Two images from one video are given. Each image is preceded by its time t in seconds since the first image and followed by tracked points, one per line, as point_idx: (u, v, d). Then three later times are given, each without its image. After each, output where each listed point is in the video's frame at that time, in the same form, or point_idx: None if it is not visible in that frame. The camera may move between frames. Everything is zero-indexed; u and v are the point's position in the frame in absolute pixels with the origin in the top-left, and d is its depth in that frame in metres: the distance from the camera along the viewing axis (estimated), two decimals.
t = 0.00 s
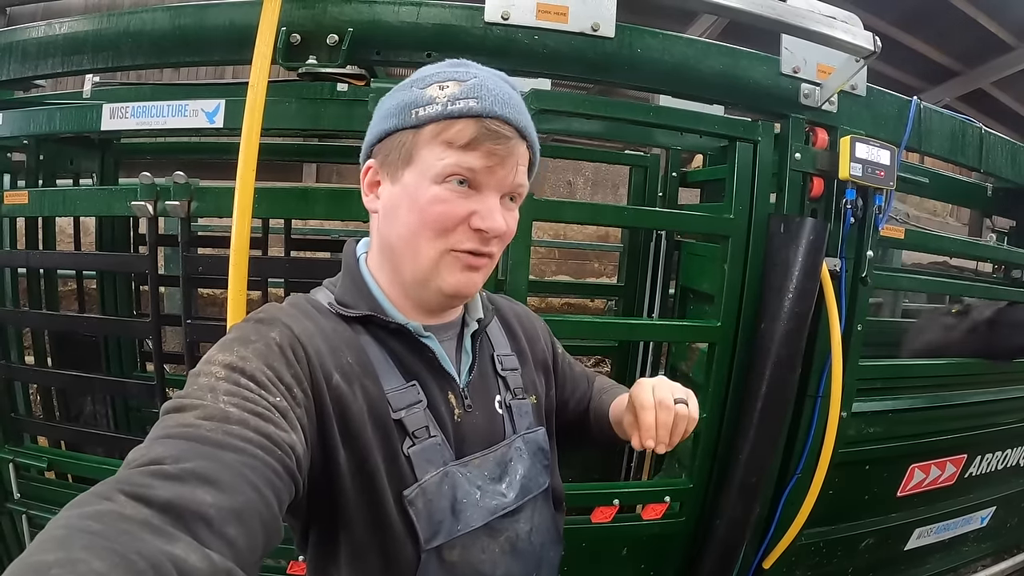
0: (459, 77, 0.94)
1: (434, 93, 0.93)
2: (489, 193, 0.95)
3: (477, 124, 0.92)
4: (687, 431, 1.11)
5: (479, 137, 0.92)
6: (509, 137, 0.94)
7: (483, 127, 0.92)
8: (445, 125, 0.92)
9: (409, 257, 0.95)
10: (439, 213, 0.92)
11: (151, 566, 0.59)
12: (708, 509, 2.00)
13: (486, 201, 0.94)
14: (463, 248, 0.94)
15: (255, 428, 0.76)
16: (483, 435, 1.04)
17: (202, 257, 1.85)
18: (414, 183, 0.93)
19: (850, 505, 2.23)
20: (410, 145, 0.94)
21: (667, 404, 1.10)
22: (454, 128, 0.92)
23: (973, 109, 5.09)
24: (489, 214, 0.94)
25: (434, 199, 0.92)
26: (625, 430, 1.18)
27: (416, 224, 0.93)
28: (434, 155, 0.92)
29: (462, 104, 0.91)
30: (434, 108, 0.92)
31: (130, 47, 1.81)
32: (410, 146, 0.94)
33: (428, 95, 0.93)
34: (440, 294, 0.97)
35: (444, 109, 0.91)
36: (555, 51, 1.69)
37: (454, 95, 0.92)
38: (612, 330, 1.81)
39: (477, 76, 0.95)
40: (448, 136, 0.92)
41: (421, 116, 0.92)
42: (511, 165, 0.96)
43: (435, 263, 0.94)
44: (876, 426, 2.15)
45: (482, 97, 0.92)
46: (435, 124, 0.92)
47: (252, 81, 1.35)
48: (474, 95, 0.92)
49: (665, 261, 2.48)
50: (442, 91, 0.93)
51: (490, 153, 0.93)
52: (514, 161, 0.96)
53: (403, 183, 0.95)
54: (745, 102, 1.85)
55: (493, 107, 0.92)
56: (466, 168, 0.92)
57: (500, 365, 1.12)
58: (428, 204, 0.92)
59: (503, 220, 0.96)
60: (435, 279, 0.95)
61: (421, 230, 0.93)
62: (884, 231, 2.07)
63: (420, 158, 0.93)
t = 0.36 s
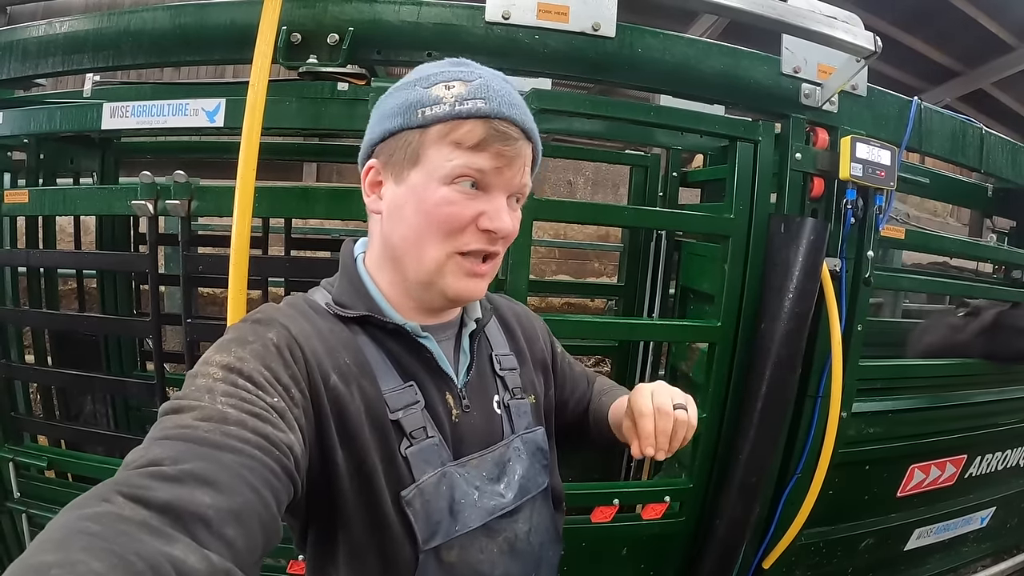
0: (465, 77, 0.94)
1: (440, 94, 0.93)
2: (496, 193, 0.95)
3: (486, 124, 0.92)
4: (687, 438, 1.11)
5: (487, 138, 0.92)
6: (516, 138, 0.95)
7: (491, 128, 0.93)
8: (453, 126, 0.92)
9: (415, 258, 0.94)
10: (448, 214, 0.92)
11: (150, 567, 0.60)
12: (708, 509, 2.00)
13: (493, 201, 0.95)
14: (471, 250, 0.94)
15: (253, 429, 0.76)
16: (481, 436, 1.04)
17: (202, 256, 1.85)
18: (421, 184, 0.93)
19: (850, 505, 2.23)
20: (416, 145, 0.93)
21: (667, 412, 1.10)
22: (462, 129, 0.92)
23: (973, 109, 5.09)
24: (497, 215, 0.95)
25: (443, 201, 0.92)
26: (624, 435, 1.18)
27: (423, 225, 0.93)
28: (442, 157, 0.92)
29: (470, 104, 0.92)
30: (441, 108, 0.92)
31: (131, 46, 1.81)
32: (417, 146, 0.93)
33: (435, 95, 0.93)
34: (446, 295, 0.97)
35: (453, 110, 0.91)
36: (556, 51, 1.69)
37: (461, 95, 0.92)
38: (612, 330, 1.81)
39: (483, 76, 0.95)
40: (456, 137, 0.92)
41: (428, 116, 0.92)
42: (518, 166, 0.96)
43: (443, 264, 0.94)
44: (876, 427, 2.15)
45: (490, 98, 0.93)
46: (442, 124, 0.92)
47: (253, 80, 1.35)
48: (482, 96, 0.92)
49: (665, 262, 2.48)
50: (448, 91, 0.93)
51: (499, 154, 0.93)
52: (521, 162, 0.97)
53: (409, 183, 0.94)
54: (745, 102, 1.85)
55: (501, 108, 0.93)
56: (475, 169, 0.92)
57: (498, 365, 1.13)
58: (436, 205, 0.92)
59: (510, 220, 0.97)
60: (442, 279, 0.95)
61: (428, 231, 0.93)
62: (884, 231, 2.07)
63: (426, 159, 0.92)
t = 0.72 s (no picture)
0: (467, 77, 0.94)
1: (442, 93, 0.93)
2: (494, 196, 0.96)
3: (487, 126, 0.92)
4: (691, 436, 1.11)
5: (487, 140, 0.93)
6: (516, 141, 0.95)
7: (491, 130, 0.93)
8: (453, 126, 0.92)
9: (412, 257, 0.95)
10: (446, 214, 0.92)
11: (148, 569, 0.60)
12: (707, 510, 2.00)
13: (491, 203, 0.95)
14: (467, 250, 0.94)
15: (250, 431, 0.75)
16: (480, 438, 1.04)
17: (202, 256, 1.86)
18: (419, 183, 0.93)
19: (850, 506, 2.23)
20: (416, 144, 0.93)
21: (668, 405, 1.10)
22: (462, 129, 0.92)
23: (974, 109, 5.09)
24: (494, 218, 0.95)
25: (441, 200, 0.92)
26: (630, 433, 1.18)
27: (421, 225, 0.93)
28: (441, 156, 0.92)
29: (472, 105, 0.92)
30: (443, 107, 0.92)
31: (132, 45, 1.81)
32: (417, 144, 0.93)
33: (436, 94, 0.93)
34: (442, 296, 0.97)
35: (454, 109, 0.91)
36: (556, 52, 1.69)
37: (463, 96, 0.92)
38: (612, 331, 1.81)
39: (485, 77, 0.95)
40: (456, 137, 0.92)
41: (429, 114, 0.92)
42: (517, 169, 0.97)
43: (439, 264, 0.94)
44: (876, 428, 2.15)
45: (492, 100, 0.93)
46: (443, 123, 0.92)
47: (253, 80, 1.34)
48: (483, 97, 0.93)
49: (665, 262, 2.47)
50: (450, 91, 0.93)
51: (499, 156, 0.94)
52: (520, 165, 0.97)
53: (407, 182, 0.94)
54: (745, 103, 1.85)
55: (502, 110, 0.93)
56: (474, 170, 0.92)
57: (497, 367, 1.13)
58: (435, 205, 0.92)
59: (507, 223, 0.97)
60: (439, 280, 0.95)
61: (426, 230, 0.93)
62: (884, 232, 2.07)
63: (426, 157, 0.92)
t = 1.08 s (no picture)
0: (451, 75, 0.93)
1: (424, 93, 0.93)
2: (477, 196, 0.94)
3: (465, 124, 0.91)
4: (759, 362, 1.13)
5: (466, 139, 0.91)
6: (499, 138, 0.93)
7: (471, 129, 0.91)
8: (433, 126, 0.91)
9: (398, 260, 0.95)
10: (426, 216, 0.92)
11: (146, 568, 0.60)
12: (707, 511, 2.00)
13: (474, 204, 0.93)
14: (448, 253, 0.93)
15: (248, 429, 0.75)
16: (479, 437, 1.04)
17: (202, 257, 1.86)
18: (402, 186, 0.93)
19: (850, 507, 2.22)
20: (400, 146, 0.94)
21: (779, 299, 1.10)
22: (441, 129, 0.91)
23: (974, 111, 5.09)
24: (476, 218, 0.93)
25: (420, 203, 0.91)
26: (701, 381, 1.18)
27: (404, 228, 0.93)
28: (421, 158, 0.92)
29: (450, 104, 0.91)
30: (423, 108, 0.92)
31: (132, 46, 1.82)
32: (400, 147, 0.94)
33: (418, 95, 0.93)
34: (429, 298, 0.97)
35: (432, 110, 0.91)
36: (556, 53, 1.70)
37: (443, 95, 0.92)
38: (612, 331, 1.80)
39: (470, 73, 0.94)
40: (435, 138, 0.91)
41: (409, 116, 0.92)
42: (501, 167, 0.94)
43: (422, 267, 0.94)
44: (876, 428, 2.15)
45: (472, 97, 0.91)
46: (424, 124, 0.92)
47: (253, 81, 1.35)
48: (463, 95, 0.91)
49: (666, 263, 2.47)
50: (432, 91, 0.92)
51: (478, 156, 0.92)
52: (504, 163, 0.95)
53: (392, 185, 0.95)
54: (745, 104, 1.85)
55: (482, 107, 0.91)
56: (453, 171, 0.91)
57: (497, 367, 1.12)
58: (415, 208, 0.92)
59: (491, 223, 0.95)
60: (423, 282, 0.95)
61: (408, 234, 0.93)
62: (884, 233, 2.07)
63: (408, 160, 0.93)
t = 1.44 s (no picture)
0: (442, 80, 0.94)
1: (415, 99, 0.94)
2: (467, 203, 0.94)
3: (452, 130, 0.91)
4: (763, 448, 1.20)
5: (454, 145, 0.91)
6: (487, 144, 0.93)
7: (459, 135, 0.91)
8: (422, 132, 0.92)
9: (391, 265, 0.96)
10: (414, 222, 0.92)
11: (150, 564, 0.59)
12: (707, 512, 2.00)
13: (463, 211, 0.93)
14: (436, 261, 0.94)
15: (254, 426, 0.76)
16: (479, 440, 1.04)
17: (202, 258, 1.86)
18: (394, 192, 0.94)
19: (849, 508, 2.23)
20: (393, 152, 0.95)
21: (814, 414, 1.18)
22: (429, 135, 0.92)
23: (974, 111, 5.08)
24: (464, 226, 0.92)
25: (408, 210, 0.92)
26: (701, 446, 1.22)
27: (395, 233, 0.94)
28: (410, 164, 0.93)
29: (438, 110, 0.91)
30: (413, 114, 0.93)
31: (131, 48, 1.82)
32: (392, 153, 0.95)
33: (408, 102, 0.94)
34: (421, 304, 0.97)
35: (421, 116, 0.92)
36: (556, 54, 1.70)
37: (433, 100, 0.92)
38: (612, 332, 1.81)
39: (461, 78, 0.94)
40: (425, 144, 0.92)
41: (400, 122, 0.93)
42: (489, 173, 0.94)
43: (412, 272, 0.94)
44: (876, 429, 2.15)
45: (459, 102, 0.92)
46: (414, 130, 0.93)
47: (253, 82, 1.35)
48: (451, 100, 0.92)
49: (666, 264, 2.47)
50: (422, 96, 0.93)
51: (465, 162, 0.92)
52: (493, 169, 0.94)
53: (385, 192, 0.96)
54: (745, 105, 1.85)
55: (469, 113, 0.91)
56: (440, 178, 0.91)
57: (500, 372, 1.12)
58: (404, 214, 0.92)
59: (481, 231, 0.94)
60: (414, 288, 0.95)
61: (399, 239, 0.94)
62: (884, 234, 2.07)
63: (399, 167, 0.94)
